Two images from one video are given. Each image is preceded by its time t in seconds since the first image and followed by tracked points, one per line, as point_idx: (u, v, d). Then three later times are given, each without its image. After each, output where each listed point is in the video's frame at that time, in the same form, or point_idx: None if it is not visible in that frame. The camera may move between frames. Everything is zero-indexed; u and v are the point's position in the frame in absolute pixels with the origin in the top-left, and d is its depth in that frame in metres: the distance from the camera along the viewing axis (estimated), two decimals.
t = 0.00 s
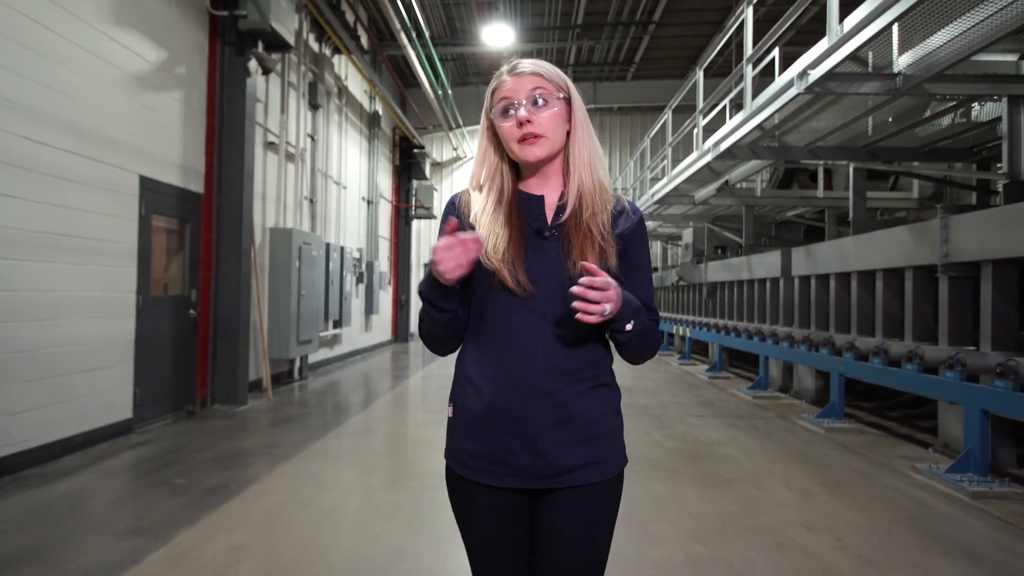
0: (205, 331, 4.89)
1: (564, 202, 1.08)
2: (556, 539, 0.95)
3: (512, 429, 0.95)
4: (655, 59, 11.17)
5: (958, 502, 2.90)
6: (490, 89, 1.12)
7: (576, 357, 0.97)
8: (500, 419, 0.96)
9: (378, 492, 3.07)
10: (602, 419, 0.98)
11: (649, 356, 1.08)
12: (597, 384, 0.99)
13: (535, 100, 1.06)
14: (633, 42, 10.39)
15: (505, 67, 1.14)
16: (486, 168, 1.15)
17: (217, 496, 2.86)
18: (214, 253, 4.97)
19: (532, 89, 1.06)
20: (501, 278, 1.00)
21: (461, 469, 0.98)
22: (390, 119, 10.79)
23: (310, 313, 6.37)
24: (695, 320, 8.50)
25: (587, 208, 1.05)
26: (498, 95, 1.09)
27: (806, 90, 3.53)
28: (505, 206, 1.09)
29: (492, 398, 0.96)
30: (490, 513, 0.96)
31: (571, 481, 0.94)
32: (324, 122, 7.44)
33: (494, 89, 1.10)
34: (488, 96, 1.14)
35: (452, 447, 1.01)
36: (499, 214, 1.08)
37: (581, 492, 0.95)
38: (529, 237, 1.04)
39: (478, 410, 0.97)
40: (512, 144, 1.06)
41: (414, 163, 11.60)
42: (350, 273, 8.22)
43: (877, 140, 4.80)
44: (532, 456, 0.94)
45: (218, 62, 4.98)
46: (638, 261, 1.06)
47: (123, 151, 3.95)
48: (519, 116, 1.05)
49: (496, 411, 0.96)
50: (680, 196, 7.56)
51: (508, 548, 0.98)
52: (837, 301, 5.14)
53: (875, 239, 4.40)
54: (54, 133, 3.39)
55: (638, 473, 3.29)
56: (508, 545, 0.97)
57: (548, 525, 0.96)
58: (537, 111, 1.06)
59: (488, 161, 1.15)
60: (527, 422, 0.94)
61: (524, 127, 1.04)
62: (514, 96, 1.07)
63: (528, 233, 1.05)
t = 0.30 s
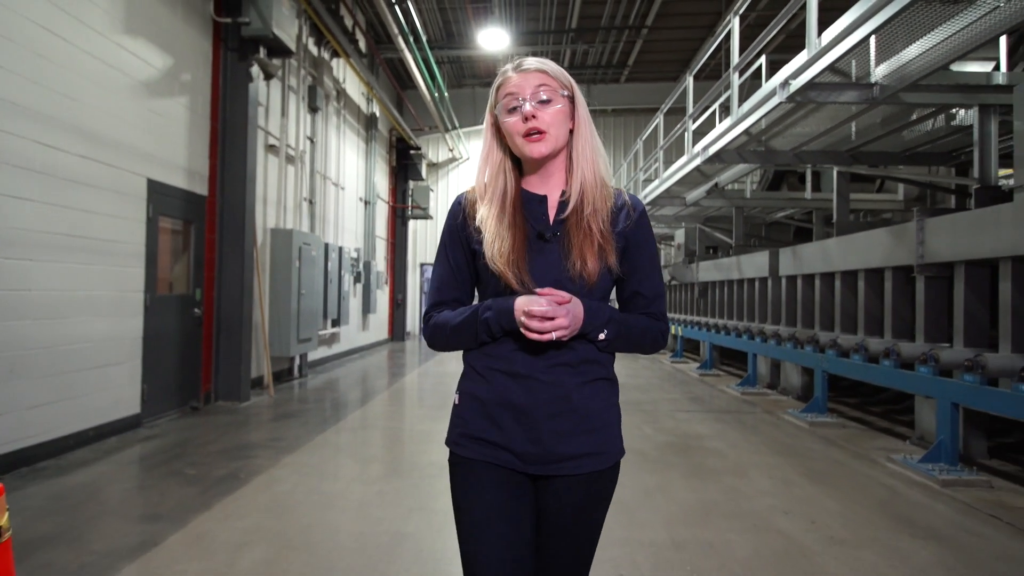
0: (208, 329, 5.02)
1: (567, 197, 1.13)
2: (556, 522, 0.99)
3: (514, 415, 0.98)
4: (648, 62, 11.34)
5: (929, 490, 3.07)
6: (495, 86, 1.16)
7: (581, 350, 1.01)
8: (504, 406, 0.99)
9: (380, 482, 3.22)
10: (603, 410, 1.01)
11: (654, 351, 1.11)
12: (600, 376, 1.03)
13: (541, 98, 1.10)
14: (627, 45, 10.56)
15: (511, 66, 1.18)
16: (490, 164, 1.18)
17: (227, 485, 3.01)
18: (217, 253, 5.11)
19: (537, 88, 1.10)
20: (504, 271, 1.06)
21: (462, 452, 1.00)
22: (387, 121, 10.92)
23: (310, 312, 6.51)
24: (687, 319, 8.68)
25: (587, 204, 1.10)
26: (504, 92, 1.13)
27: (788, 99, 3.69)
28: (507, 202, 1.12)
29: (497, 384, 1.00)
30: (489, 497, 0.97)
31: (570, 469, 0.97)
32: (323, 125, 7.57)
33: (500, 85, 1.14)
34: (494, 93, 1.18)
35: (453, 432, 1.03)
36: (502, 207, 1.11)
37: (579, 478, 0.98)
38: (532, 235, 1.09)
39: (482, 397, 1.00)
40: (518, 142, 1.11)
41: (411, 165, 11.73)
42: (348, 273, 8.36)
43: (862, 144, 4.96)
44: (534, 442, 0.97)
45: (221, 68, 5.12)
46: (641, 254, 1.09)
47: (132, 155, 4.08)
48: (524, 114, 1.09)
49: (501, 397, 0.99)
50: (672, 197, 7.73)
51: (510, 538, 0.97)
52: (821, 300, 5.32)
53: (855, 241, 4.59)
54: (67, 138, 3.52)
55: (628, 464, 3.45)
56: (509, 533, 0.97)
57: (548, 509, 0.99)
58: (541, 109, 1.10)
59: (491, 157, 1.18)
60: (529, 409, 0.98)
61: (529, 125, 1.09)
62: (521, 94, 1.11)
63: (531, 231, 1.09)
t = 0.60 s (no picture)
0: (210, 327, 5.15)
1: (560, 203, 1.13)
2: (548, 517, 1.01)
3: (509, 417, 0.98)
4: (640, 64, 11.52)
5: (904, 480, 3.23)
6: (496, 86, 1.14)
7: (575, 355, 1.02)
8: (498, 408, 0.99)
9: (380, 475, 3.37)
10: (595, 412, 1.02)
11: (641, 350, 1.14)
12: (593, 379, 1.04)
13: (542, 103, 1.09)
14: (619, 48, 10.72)
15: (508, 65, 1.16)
16: (483, 165, 1.16)
17: (233, 476, 3.15)
18: (219, 253, 5.23)
19: (539, 93, 1.09)
20: (501, 276, 1.05)
21: (454, 450, 1.00)
22: (383, 122, 11.04)
23: (308, 311, 6.64)
24: (678, 317, 8.85)
25: (582, 211, 1.10)
26: (504, 95, 1.11)
27: (770, 106, 3.86)
28: (503, 205, 1.10)
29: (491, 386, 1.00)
30: (483, 496, 0.97)
31: (563, 469, 0.98)
32: (320, 127, 7.70)
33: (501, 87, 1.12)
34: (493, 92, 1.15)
35: (446, 431, 1.03)
36: (498, 210, 1.09)
37: (572, 477, 0.99)
38: (527, 240, 1.08)
39: (477, 399, 1.01)
40: (515, 145, 1.09)
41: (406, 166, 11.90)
42: (345, 272, 8.49)
43: (845, 147, 5.14)
44: (529, 444, 0.97)
45: (222, 73, 5.24)
46: (631, 261, 1.12)
47: (137, 158, 4.20)
48: (526, 119, 1.08)
49: (496, 400, 0.99)
50: (663, 198, 7.90)
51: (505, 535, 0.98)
52: (806, 299, 5.49)
53: (838, 241, 4.75)
54: (77, 142, 3.64)
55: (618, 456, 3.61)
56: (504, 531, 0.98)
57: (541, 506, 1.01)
58: (542, 115, 1.09)
59: (485, 157, 1.16)
60: (523, 411, 0.98)
61: (529, 130, 1.08)
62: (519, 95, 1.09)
63: (526, 235, 1.09)
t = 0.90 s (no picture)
0: (216, 326, 5.29)
1: (552, 199, 1.14)
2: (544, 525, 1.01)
3: (505, 421, 0.99)
4: (636, 67, 11.68)
5: (884, 472, 3.38)
6: (503, 82, 1.15)
7: (567, 357, 1.03)
8: (493, 413, 1.00)
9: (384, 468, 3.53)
10: (592, 416, 1.03)
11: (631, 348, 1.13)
12: (589, 382, 1.05)
13: (546, 102, 1.10)
14: (616, 51, 10.88)
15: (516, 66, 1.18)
16: (477, 163, 1.17)
17: (245, 468, 3.31)
18: (225, 253, 5.37)
19: (545, 93, 1.11)
20: (487, 268, 1.06)
21: (451, 454, 1.02)
22: (382, 124, 11.18)
23: (310, 311, 6.78)
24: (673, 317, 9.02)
25: (573, 207, 1.11)
26: (510, 92, 1.12)
27: (758, 113, 4.03)
28: (494, 198, 1.12)
29: (486, 389, 1.01)
30: (479, 501, 0.99)
31: (559, 474, 0.99)
32: (322, 129, 7.84)
33: (508, 84, 1.14)
34: (500, 88, 1.17)
35: (443, 433, 1.05)
36: (488, 206, 1.11)
37: (570, 481, 1.00)
38: (516, 233, 1.10)
39: (472, 401, 1.02)
40: (513, 140, 1.10)
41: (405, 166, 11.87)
42: (345, 272, 8.64)
43: (834, 151, 5.29)
44: (523, 449, 0.98)
45: (228, 79, 5.38)
46: (622, 260, 1.12)
47: (148, 163, 4.35)
48: (527, 117, 1.10)
49: (490, 404, 1.00)
50: (658, 200, 8.06)
51: (500, 537, 1.00)
52: (795, 299, 5.65)
53: (825, 242, 4.90)
54: (92, 148, 3.79)
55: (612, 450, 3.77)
56: (498, 533, 1.00)
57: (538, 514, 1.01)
58: (544, 113, 1.11)
59: (479, 156, 1.18)
60: (519, 417, 0.99)
61: (527, 128, 1.10)
62: (521, 96, 1.11)
63: (515, 229, 1.10)
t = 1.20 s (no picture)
0: (223, 324, 5.42)
1: (556, 196, 1.13)
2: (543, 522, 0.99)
3: (505, 414, 0.99)
4: (633, 70, 11.84)
5: (870, 465, 3.52)
6: (505, 75, 1.14)
7: (566, 351, 1.03)
8: (492, 406, 1.00)
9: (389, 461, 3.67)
10: (593, 408, 1.02)
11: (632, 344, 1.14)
12: (590, 374, 1.05)
13: (552, 98, 1.10)
14: (613, 54, 11.04)
15: (517, 57, 1.16)
16: (479, 156, 1.16)
17: (256, 461, 3.45)
18: (232, 253, 5.50)
19: (550, 89, 1.10)
20: (492, 265, 1.06)
21: (452, 449, 1.03)
22: (382, 125, 11.30)
23: (313, 310, 6.92)
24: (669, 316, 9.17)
25: (577, 204, 1.11)
26: (515, 86, 1.11)
27: (748, 120, 4.19)
28: (499, 194, 1.11)
29: (484, 382, 1.01)
30: (479, 494, 1.00)
31: (561, 466, 0.99)
32: (324, 132, 7.98)
33: (512, 77, 1.12)
34: (502, 80, 1.15)
35: (445, 429, 1.06)
36: (492, 202, 1.09)
37: (574, 474, 0.99)
38: (521, 230, 1.09)
39: (471, 396, 1.03)
40: (517, 136, 1.09)
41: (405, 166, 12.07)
42: (347, 272, 8.78)
43: (824, 155, 5.43)
44: (523, 442, 0.98)
45: (234, 84, 5.52)
46: (625, 258, 1.12)
47: (159, 166, 4.48)
48: (534, 114, 1.09)
49: (490, 398, 1.00)
50: (654, 202, 8.21)
51: (500, 531, 1.00)
52: (787, 298, 5.80)
53: (816, 244, 5.05)
54: (107, 153, 3.91)
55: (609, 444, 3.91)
56: (499, 528, 1.00)
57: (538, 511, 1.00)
58: (551, 109, 1.10)
59: (481, 150, 1.16)
60: (518, 410, 0.99)
61: (533, 124, 1.09)
62: (526, 91, 1.10)
63: (520, 225, 1.09)
